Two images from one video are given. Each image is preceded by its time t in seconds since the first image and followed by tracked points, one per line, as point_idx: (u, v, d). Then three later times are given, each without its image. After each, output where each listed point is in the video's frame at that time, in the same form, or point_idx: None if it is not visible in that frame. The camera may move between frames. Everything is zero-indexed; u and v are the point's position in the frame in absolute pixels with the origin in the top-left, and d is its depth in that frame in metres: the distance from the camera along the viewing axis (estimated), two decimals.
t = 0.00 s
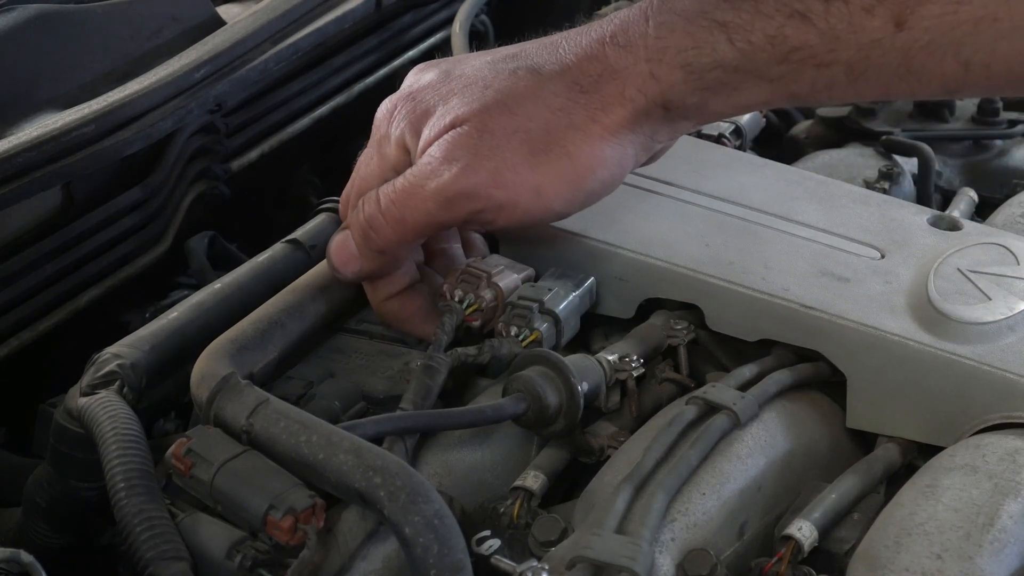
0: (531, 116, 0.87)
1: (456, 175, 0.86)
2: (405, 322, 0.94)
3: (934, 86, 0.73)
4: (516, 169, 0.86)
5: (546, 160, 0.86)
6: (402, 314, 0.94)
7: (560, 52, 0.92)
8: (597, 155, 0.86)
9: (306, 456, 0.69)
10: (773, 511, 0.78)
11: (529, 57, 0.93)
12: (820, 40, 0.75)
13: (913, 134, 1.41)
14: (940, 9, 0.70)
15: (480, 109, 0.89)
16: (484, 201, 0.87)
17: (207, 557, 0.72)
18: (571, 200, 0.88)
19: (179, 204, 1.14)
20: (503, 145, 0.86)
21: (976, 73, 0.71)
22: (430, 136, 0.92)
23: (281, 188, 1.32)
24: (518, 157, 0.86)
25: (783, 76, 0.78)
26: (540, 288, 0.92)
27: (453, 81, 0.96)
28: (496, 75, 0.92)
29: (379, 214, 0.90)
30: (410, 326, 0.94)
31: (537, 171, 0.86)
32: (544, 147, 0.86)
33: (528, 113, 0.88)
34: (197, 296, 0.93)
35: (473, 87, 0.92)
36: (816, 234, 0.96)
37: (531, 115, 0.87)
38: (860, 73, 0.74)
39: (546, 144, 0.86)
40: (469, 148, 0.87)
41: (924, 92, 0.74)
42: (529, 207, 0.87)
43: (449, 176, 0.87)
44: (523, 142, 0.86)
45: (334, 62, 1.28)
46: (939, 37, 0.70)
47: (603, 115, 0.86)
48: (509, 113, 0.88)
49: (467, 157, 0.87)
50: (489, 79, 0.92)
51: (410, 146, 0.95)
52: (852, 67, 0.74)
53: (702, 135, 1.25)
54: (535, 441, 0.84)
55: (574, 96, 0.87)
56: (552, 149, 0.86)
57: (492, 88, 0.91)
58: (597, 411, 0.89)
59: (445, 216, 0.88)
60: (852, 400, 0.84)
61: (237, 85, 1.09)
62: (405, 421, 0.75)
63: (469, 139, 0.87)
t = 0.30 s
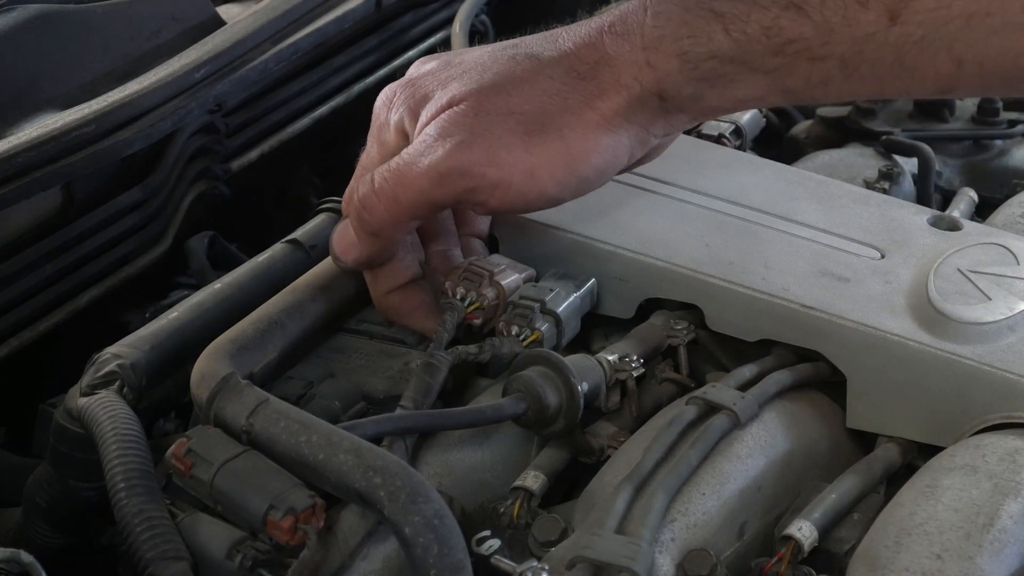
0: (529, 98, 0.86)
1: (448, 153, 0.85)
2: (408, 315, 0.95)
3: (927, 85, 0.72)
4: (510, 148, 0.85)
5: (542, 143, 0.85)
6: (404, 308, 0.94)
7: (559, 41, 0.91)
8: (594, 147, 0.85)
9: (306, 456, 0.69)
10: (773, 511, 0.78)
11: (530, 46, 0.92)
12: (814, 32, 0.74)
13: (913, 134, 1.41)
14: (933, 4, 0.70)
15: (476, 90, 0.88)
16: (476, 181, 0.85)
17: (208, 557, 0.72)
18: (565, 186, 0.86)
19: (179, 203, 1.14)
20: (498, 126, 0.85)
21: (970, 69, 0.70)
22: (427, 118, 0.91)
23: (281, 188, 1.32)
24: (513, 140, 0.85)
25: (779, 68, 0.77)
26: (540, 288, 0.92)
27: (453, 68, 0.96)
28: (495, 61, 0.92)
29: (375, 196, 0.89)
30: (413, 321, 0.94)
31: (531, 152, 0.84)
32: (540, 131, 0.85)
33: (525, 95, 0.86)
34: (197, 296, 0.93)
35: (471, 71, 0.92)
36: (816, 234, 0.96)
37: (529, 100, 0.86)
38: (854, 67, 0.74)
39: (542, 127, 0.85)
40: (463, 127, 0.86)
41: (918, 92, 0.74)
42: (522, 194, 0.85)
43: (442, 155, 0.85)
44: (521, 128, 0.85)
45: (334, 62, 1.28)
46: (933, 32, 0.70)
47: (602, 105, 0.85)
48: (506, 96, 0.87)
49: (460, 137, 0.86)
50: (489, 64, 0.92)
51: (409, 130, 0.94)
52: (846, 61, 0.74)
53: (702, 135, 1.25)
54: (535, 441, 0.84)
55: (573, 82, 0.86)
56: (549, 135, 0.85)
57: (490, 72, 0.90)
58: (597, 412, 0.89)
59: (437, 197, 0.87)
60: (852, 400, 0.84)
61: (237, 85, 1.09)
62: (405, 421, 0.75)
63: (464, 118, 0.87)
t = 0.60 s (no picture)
0: (565, 85, 0.84)
1: (515, 165, 0.82)
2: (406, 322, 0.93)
3: (937, 42, 0.73)
4: (568, 146, 0.83)
5: (589, 124, 0.84)
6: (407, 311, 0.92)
7: (565, 11, 0.89)
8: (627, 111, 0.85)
9: (306, 456, 0.69)
10: (773, 511, 0.79)
11: (537, 21, 0.89)
12: None
13: (913, 134, 1.41)
14: None
15: (515, 91, 0.85)
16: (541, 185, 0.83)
17: (208, 556, 0.72)
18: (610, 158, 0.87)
19: (179, 203, 1.14)
20: (548, 122, 0.83)
21: (981, 27, 0.71)
22: (462, 127, 0.88)
23: (281, 188, 1.32)
24: (562, 129, 0.83)
25: (786, 20, 0.80)
26: (539, 288, 0.92)
27: (464, 61, 0.92)
28: (511, 49, 0.89)
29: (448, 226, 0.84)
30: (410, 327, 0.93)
31: (585, 140, 0.84)
32: (581, 108, 0.84)
33: (563, 81, 0.84)
34: (197, 296, 0.93)
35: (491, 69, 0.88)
36: (816, 234, 0.96)
37: (568, 85, 0.84)
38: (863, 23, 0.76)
39: (583, 103, 0.84)
40: (521, 138, 0.83)
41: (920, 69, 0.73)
42: (574, 171, 0.85)
43: (513, 173, 0.82)
44: (565, 110, 0.84)
45: (335, 62, 1.28)
46: None
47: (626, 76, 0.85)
48: (545, 86, 0.84)
49: (518, 141, 0.83)
50: (507, 53, 0.89)
51: (440, 134, 0.89)
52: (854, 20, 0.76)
53: (702, 135, 1.25)
54: (536, 440, 0.84)
55: (603, 56, 0.85)
56: (592, 113, 0.84)
57: (516, 64, 0.87)
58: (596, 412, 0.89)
59: (511, 218, 0.84)
60: (852, 400, 0.84)
61: (237, 85, 1.09)
62: (404, 421, 0.75)
63: (519, 125, 0.83)
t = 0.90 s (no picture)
0: (558, 87, 0.79)
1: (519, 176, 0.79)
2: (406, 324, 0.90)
3: (926, 30, 0.73)
4: (568, 152, 0.79)
5: (590, 124, 0.80)
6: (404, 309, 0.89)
7: (554, 3, 0.82)
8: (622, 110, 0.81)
9: (306, 456, 0.69)
10: (773, 511, 0.78)
11: (525, 13, 0.83)
12: None
13: (914, 134, 1.41)
14: None
15: (511, 95, 0.79)
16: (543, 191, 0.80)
17: (208, 557, 0.72)
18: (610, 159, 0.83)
19: (179, 204, 1.14)
20: (547, 128, 0.79)
21: (972, 13, 0.71)
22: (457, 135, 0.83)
23: (281, 188, 1.32)
24: (563, 134, 0.79)
25: (780, 9, 0.78)
26: (540, 291, 0.92)
27: (451, 59, 0.86)
28: (500, 44, 0.82)
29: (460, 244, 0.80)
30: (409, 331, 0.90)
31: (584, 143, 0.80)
32: (578, 112, 0.79)
33: (558, 83, 0.79)
34: (197, 296, 0.93)
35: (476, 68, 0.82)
36: (816, 235, 0.96)
37: (565, 87, 0.79)
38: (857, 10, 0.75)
39: (580, 106, 0.79)
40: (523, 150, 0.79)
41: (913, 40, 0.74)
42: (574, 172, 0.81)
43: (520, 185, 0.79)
44: (564, 116, 0.79)
45: (335, 62, 1.28)
46: None
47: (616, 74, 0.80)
48: (541, 91, 0.79)
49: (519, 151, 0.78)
50: (496, 50, 0.82)
51: (432, 139, 0.83)
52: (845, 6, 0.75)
53: (702, 135, 1.25)
54: (535, 441, 0.84)
55: (599, 53, 0.80)
56: (590, 116, 0.80)
57: (507, 64, 0.80)
58: (596, 412, 0.89)
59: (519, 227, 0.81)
60: (852, 400, 0.84)
61: (237, 85, 1.09)
62: (405, 422, 0.75)
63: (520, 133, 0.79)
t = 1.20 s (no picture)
0: (558, 102, 0.72)
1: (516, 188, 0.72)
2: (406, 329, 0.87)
3: (937, 34, 0.71)
4: (566, 168, 0.73)
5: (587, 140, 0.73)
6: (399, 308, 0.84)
7: (559, 8, 0.75)
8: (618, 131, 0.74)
9: (306, 456, 0.69)
10: (773, 511, 0.78)
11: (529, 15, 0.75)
12: None
13: (914, 134, 1.41)
14: None
15: (511, 99, 0.72)
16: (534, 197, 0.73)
17: (207, 557, 0.72)
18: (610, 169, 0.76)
19: (179, 204, 1.14)
20: (547, 145, 0.72)
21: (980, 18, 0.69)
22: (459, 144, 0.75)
23: (281, 188, 1.32)
24: (564, 149, 0.72)
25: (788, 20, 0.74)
26: (537, 292, 0.92)
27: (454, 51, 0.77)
28: (504, 43, 0.74)
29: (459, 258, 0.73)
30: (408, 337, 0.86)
31: (581, 161, 0.73)
32: (576, 128, 0.73)
33: (557, 95, 0.72)
34: (197, 296, 0.93)
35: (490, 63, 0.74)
36: (815, 235, 0.96)
37: (568, 98, 0.72)
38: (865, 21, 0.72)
39: (579, 124, 0.73)
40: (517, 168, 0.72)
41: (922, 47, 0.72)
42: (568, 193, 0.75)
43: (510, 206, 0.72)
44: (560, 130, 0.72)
45: (335, 61, 1.28)
46: None
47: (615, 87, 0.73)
48: (540, 99, 0.72)
49: (515, 165, 0.71)
50: (498, 51, 0.74)
51: (429, 134, 0.76)
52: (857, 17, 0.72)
53: (702, 135, 1.25)
54: (535, 440, 0.84)
55: (601, 68, 0.73)
56: (587, 136, 0.73)
57: (507, 67, 0.73)
58: (597, 412, 0.89)
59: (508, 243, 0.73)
60: (852, 400, 0.84)
61: (236, 85, 1.09)
62: (405, 422, 0.75)
63: (511, 151, 0.72)
